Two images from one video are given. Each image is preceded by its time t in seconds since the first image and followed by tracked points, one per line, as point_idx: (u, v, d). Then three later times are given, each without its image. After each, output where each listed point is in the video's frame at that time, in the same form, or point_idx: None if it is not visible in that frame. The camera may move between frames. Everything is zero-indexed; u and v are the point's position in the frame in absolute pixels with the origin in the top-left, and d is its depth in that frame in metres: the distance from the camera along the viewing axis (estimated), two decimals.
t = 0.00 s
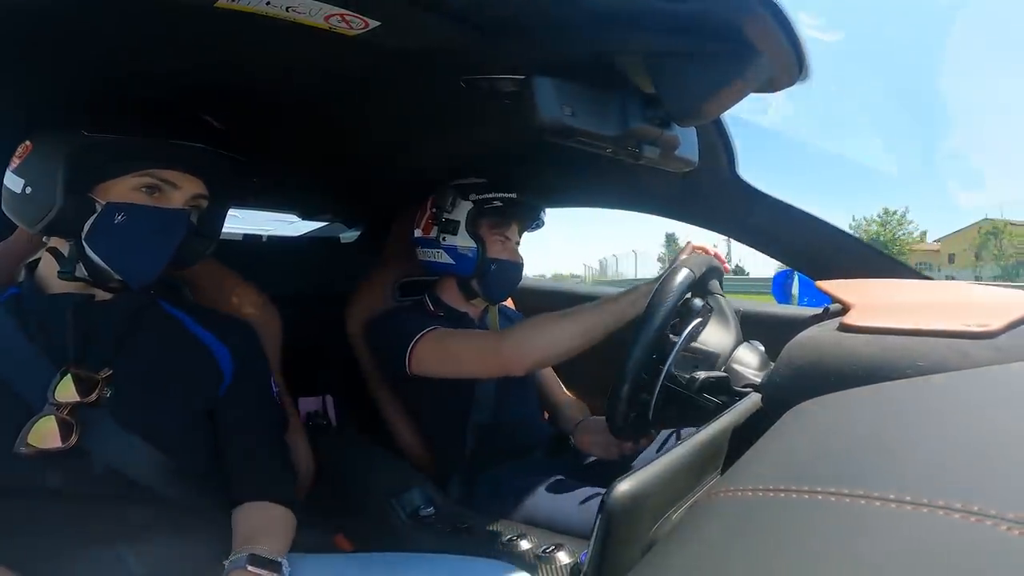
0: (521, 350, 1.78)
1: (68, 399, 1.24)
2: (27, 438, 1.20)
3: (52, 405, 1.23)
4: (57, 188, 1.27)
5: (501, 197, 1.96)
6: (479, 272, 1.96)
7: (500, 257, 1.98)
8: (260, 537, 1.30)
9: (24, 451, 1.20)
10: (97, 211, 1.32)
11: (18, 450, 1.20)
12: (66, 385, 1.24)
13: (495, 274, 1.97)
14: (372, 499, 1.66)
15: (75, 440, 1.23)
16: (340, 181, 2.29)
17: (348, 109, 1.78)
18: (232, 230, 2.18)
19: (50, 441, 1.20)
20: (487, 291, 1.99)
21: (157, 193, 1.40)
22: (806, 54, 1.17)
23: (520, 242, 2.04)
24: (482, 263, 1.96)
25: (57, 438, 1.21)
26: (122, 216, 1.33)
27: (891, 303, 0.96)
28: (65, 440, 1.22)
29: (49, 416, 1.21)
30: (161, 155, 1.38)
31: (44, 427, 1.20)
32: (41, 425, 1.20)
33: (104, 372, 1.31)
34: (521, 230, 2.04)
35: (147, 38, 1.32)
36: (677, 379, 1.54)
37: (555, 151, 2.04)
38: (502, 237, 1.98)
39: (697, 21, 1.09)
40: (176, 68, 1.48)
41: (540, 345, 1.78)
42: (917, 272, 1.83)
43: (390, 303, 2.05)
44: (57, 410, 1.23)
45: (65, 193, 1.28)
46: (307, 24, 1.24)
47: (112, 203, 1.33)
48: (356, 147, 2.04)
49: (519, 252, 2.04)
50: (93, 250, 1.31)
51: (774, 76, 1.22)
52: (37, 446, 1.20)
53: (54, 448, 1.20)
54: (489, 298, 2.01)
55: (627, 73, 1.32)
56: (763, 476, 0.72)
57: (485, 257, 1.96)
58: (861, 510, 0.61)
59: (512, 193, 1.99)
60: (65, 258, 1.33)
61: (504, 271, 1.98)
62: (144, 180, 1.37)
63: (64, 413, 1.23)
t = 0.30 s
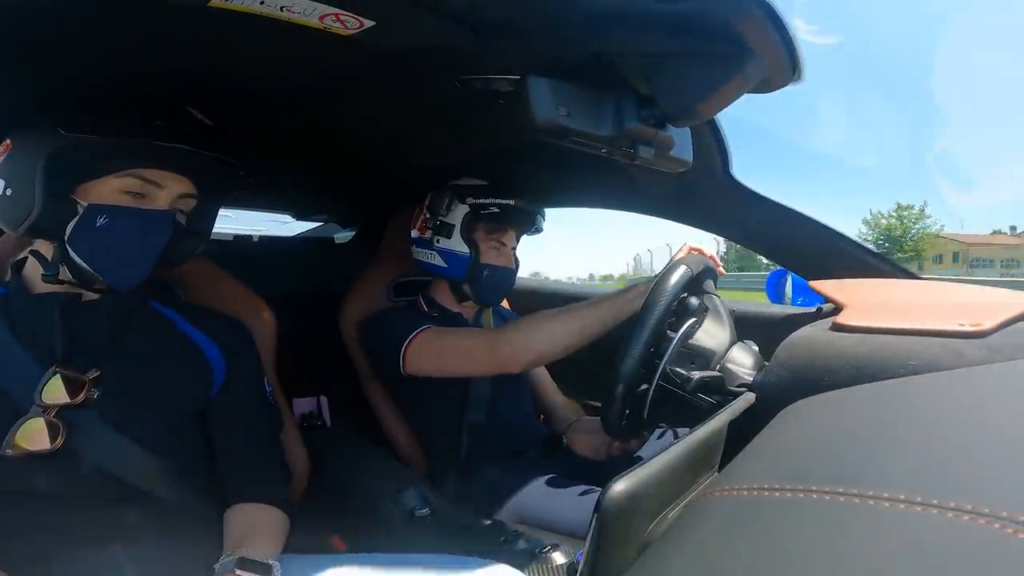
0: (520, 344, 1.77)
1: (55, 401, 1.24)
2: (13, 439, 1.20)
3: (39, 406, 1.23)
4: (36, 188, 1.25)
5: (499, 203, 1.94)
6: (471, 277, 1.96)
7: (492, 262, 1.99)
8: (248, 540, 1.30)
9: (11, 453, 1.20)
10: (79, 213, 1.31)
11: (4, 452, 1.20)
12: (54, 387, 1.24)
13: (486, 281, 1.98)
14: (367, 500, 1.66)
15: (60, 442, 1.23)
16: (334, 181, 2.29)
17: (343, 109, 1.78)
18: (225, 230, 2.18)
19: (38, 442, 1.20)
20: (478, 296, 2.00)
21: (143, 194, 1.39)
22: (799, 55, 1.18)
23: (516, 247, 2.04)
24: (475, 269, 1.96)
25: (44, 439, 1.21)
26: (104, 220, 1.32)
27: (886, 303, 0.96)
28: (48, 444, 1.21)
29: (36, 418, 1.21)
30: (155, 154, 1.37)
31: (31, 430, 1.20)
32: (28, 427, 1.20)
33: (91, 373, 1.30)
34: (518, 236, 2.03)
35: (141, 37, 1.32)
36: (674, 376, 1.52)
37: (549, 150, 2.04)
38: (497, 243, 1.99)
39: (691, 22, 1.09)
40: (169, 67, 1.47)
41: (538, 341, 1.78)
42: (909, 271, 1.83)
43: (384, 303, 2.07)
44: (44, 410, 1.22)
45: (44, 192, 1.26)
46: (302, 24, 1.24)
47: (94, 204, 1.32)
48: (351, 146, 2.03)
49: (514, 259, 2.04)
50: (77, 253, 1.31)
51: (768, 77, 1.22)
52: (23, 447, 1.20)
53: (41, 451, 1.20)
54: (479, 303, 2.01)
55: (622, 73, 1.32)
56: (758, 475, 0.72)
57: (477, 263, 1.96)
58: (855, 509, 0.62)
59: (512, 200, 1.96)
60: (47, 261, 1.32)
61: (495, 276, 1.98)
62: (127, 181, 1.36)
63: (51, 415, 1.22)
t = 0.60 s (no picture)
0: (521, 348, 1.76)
1: (54, 405, 1.23)
2: (11, 443, 1.18)
3: (37, 411, 1.21)
4: (34, 196, 1.24)
5: (500, 208, 1.95)
6: (472, 282, 1.95)
7: (493, 268, 1.98)
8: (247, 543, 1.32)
9: (8, 455, 1.18)
10: (78, 222, 1.31)
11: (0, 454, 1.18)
12: (53, 390, 1.23)
13: (489, 286, 1.97)
14: (367, 504, 1.66)
15: (57, 446, 1.22)
16: (334, 185, 2.29)
17: (342, 113, 1.78)
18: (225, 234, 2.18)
19: (36, 445, 1.19)
20: (479, 301, 1.99)
21: (142, 203, 1.39)
22: (797, 59, 1.17)
23: (518, 254, 2.03)
24: (476, 274, 1.95)
25: (42, 442, 1.20)
26: (102, 231, 1.32)
27: (885, 306, 0.96)
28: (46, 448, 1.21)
29: (35, 422, 1.20)
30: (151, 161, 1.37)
31: (29, 432, 1.19)
32: (26, 430, 1.19)
33: (88, 378, 1.30)
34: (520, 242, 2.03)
35: (140, 42, 1.32)
36: (675, 380, 1.52)
37: (549, 154, 2.04)
38: (498, 247, 1.99)
39: (690, 26, 1.09)
40: (168, 71, 1.48)
41: (540, 347, 1.78)
42: (907, 274, 1.83)
43: (383, 307, 2.07)
44: (42, 414, 1.21)
45: (41, 204, 1.24)
46: (301, 27, 1.24)
47: (93, 214, 1.32)
48: (351, 151, 2.04)
49: (517, 264, 2.03)
50: (75, 263, 1.31)
51: (767, 79, 1.23)
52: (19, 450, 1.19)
53: (39, 455, 1.19)
54: (482, 308, 2.01)
55: (620, 77, 1.32)
56: (756, 477, 0.72)
57: (479, 268, 1.95)
58: (854, 512, 0.62)
59: (513, 205, 1.97)
60: (45, 269, 1.32)
61: (497, 282, 1.97)
62: (127, 190, 1.36)
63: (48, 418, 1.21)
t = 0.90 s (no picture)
0: (521, 351, 1.76)
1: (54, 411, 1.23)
2: (9, 447, 1.19)
3: (34, 415, 1.21)
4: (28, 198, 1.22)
5: (491, 201, 1.95)
6: (471, 276, 1.96)
7: (493, 262, 1.98)
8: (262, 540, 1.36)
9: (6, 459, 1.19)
10: (72, 226, 1.31)
11: None
12: (52, 395, 1.22)
13: (489, 280, 1.97)
14: (367, 505, 1.66)
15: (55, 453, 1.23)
16: (332, 186, 2.28)
17: (338, 114, 1.78)
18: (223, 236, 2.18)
19: (36, 449, 1.20)
20: (480, 296, 1.98)
21: (137, 207, 1.38)
22: (793, 56, 1.17)
23: (515, 246, 2.04)
24: (475, 268, 1.96)
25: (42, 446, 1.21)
26: (96, 235, 1.32)
27: (882, 304, 0.97)
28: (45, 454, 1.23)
29: (31, 427, 1.20)
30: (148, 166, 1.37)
31: (27, 438, 1.20)
32: (24, 435, 1.20)
33: (88, 381, 1.29)
34: (517, 238, 2.04)
35: (136, 44, 1.32)
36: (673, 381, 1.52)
37: (546, 154, 2.04)
38: (496, 241, 1.99)
39: (688, 25, 1.09)
40: (164, 73, 1.47)
41: (537, 350, 1.77)
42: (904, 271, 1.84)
43: (383, 308, 2.09)
44: (39, 419, 1.21)
45: (34, 209, 1.23)
46: (298, 29, 1.24)
47: (88, 219, 1.32)
48: (347, 152, 2.03)
49: (515, 258, 2.04)
50: (70, 268, 1.30)
51: (763, 79, 1.23)
52: (16, 454, 1.19)
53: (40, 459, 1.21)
54: (483, 305, 2.00)
55: (617, 77, 1.32)
56: (756, 476, 0.72)
57: (477, 262, 1.95)
58: (855, 510, 0.62)
59: (505, 197, 1.98)
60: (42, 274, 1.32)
61: (497, 274, 1.98)
62: (123, 194, 1.36)
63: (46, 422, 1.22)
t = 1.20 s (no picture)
0: (514, 366, 1.74)
1: (56, 405, 1.23)
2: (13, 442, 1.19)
3: (38, 411, 1.21)
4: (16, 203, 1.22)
5: (484, 203, 1.95)
6: (470, 279, 1.96)
7: (491, 264, 1.98)
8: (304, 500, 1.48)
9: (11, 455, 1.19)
10: (65, 228, 1.35)
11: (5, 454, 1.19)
12: (53, 389, 1.23)
13: (487, 282, 1.96)
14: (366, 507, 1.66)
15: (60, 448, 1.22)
16: (332, 188, 2.29)
17: (340, 116, 1.78)
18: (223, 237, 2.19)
19: (41, 445, 1.20)
20: (481, 299, 1.98)
21: (130, 210, 1.43)
22: (794, 60, 1.17)
23: (514, 248, 2.03)
24: (472, 271, 1.96)
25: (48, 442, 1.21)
26: (88, 238, 1.36)
27: (881, 308, 0.97)
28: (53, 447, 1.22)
29: (36, 423, 1.20)
30: (147, 171, 1.41)
31: (31, 432, 1.20)
32: (29, 430, 1.20)
33: (87, 376, 1.30)
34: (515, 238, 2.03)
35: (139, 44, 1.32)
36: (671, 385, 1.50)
37: (546, 157, 2.04)
38: (493, 242, 1.98)
39: (689, 28, 1.09)
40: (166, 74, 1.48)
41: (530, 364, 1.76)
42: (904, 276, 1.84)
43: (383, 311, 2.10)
44: (45, 413, 1.22)
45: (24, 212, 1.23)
46: (300, 31, 1.24)
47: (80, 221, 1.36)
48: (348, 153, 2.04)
49: (514, 258, 2.03)
50: (63, 270, 1.33)
51: (764, 83, 1.23)
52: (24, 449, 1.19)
53: (45, 455, 1.20)
54: (484, 308, 2.00)
55: (618, 80, 1.33)
56: (755, 480, 0.72)
57: (474, 265, 1.96)
58: (853, 515, 0.61)
59: (496, 198, 1.98)
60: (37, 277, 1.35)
61: (496, 275, 1.97)
62: (115, 197, 1.40)
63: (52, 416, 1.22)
